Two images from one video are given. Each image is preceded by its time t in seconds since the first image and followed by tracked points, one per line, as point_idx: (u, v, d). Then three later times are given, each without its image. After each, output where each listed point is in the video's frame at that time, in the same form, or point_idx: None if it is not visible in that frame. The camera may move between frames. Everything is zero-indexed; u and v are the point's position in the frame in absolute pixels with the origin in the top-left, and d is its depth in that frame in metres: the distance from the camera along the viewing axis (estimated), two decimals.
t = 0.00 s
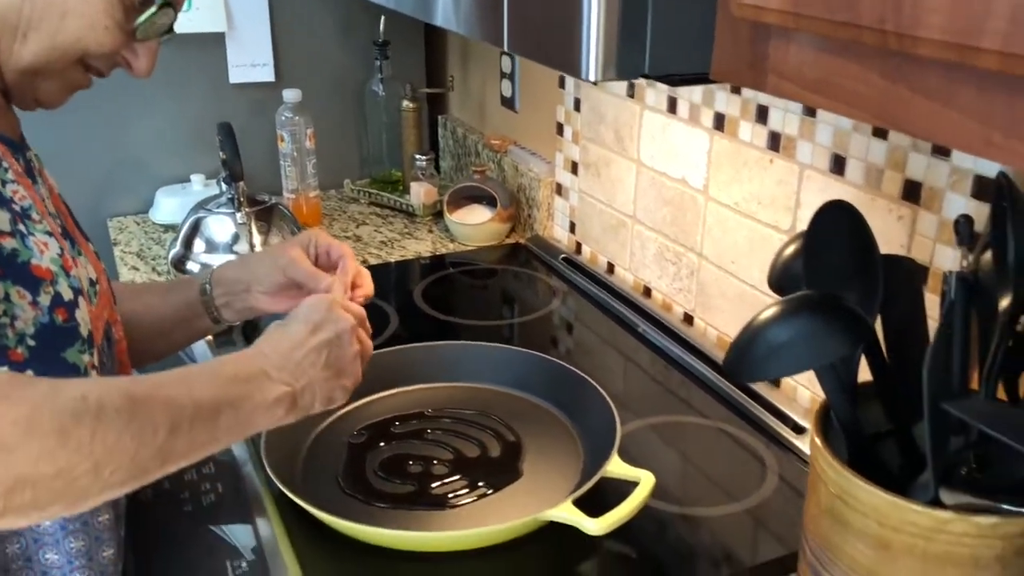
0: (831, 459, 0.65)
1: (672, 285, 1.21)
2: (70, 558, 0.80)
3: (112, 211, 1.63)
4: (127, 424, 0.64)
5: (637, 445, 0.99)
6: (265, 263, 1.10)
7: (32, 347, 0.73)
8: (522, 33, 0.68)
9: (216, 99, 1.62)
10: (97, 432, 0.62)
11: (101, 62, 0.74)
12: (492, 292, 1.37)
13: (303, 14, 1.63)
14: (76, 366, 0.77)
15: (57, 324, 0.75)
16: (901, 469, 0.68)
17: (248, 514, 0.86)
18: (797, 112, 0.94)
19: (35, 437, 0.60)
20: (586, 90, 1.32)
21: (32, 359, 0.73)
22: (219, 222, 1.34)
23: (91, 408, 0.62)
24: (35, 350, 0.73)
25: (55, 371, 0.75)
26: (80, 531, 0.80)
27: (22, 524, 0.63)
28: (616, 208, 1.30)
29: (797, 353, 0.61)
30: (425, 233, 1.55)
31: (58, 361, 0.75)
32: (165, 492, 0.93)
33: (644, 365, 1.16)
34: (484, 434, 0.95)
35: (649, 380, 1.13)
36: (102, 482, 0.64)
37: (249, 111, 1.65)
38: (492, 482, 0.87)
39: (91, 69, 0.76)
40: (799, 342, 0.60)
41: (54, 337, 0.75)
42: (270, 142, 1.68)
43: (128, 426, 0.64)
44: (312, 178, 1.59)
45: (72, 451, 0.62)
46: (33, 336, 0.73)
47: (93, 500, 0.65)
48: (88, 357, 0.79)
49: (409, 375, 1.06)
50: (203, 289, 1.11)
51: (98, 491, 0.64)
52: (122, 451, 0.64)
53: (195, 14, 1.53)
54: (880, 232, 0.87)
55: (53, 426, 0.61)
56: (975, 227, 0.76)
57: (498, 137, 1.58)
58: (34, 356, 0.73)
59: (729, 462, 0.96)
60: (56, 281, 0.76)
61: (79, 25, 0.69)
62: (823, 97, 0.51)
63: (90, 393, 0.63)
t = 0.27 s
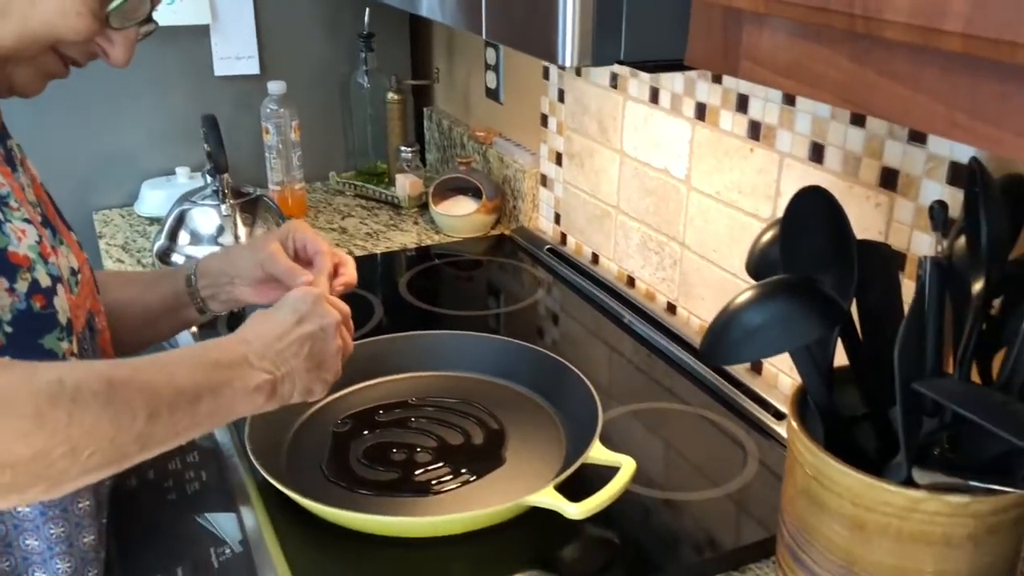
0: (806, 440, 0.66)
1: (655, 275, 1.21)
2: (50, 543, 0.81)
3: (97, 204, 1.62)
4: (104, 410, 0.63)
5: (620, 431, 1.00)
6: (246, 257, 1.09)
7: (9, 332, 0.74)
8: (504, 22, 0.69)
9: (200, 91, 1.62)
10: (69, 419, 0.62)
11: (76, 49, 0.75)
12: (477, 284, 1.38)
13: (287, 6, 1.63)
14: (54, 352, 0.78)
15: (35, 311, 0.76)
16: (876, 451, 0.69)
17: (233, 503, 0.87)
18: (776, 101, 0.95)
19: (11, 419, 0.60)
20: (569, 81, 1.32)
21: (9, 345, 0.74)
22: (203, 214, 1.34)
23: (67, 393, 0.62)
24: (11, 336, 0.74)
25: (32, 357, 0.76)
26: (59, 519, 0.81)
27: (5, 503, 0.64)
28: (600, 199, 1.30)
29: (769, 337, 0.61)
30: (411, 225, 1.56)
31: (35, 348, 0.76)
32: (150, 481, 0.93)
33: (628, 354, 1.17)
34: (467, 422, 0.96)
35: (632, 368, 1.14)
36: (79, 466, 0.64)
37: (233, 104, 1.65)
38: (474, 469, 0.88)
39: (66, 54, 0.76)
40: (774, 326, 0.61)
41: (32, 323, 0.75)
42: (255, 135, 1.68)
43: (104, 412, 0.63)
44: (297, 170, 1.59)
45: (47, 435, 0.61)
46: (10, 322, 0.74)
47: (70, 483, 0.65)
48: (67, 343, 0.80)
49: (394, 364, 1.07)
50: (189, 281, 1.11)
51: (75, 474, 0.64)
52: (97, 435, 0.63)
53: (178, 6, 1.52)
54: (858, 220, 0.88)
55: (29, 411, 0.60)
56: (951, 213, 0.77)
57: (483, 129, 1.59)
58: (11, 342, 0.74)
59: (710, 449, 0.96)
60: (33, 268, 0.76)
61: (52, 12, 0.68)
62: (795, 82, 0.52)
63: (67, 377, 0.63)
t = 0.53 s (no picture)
0: (793, 429, 0.66)
1: (646, 269, 1.22)
2: (46, 540, 0.81)
3: (89, 199, 1.62)
4: (74, 448, 0.63)
5: (611, 423, 1.01)
6: (240, 237, 1.09)
7: (3, 330, 0.74)
8: (495, 18, 0.73)
9: (192, 86, 1.62)
10: (42, 450, 0.62)
11: (64, 37, 0.75)
12: (470, 278, 1.38)
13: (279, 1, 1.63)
14: (48, 350, 0.78)
15: (26, 308, 0.75)
16: (864, 441, 0.70)
17: (224, 497, 0.88)
18: (765, 94, 0.95)
19: None
20: (561, 75, 1.33)
21: (3, 343, 0.74)
22: (196, 209, 1.35)
23: (37, 431, 0.62)
24: (4, 333, 0.74)
25: (26, 355, 0.76)
26: (58, 515, 0.80)
27: None
28: (591, 193, 1.31)
29: (753, 330, 0.62)
30: (404, 220, 1.56)
31: (28, 346, 0.76)
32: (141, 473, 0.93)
33: (619, 347, 1.17)
34: (458, 414, 0.97)
35: (624, 361, 1.14)
36: (47, 494, 0.64)
37: (226, 99, 1.65)
38: (465, 460, 0.88)
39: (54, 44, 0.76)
40: (760, 315, 0.62)
41: (24, 321, 0.75)
42: (247, 129, 1.69)
43: (73, 451, 0.63)
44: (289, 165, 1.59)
45: (15, 468, 0.61)
46: (3, 320, 0.73)
47: (44, 504, 0.65)
48: (59, 340, 0.79)
49: (386, 358, 1.07)
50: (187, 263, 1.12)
51: (46, 497, 0.65)
52: (70, 462, 0.63)
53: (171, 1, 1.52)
54: (846, 212, 0.88)
55: None
56: (937, 204, 0.78)
57: (475, 124, 1.59)
58: (5, 340, 0.74)
59: (700, 440, 0.97)
60: (25, 265, 0.76)
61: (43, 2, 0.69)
62: (778, 72, 0.52)
63: (40, 415, 0.62)
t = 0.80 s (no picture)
0: (787, 420, 0.67)
1: (644, 265, 1.23)
2: (47, 536, 0.81)
3: (89, 198, 1.63)
4: (61, 439, 0.64)
5: (608, 417, 1.01)
6: (248, 228, 1.10)
7: (3, 332, 0.75)
8: (494, 14, 0.74)
9: (191, 85, 1.63)
10: (31, 443, 0.63)
11: (66, 32, 0.76)
12: (469, 275, 1.39)
13: None
14: (48, 350, 0.78)
15: (25, 310, 0.76)
16: (858, 433, 0.71)
17: (224, 490, 0.88)
18: (761, 91, 0.96)
19: None
20: (558, 73, 1.34)
21: (3, 347, 0.75)
22: (196, 207, 1.35)
23: (25, 427, 0.62)
24: (4, 334, 0.75)
25: (25, 356, 0.76)
26: (56, 512, 0.80)
27: None
28: (589, 190, 1.32)
29: (745, 322, 0.63)
30: (403, 218, 1.57)
31: (26, 350, 0.76)
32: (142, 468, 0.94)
33: (617, 343, 1.18)
34: (457, 409, 0.97)
35: (622, 357, 1.15)
36: (42, 489, 0.65)
37: (225, 97, 1.66)
38: (464, 454, 0.89)
39: (54, 40, 0.77)
40: (756, 307, 0.63)
41: (23, 321, 0.76)
42: (247, 128, 1.69)
43: (60, 444, 0.64)
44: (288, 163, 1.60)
45: (8, 465, 0.62)
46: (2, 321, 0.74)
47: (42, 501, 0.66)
48: (59, 340, 0.80)
49: (385, 353, 1.08)
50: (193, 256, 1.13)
51: (41, 494, 0.66)
52: (63, 452, 0.64)
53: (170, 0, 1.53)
54: (842, 207, 0.89)
55: None
56: (931, 199, 0.78)
57: (474, 122, 1.60)
58: (5, 342, 0.75)
59: (697, 435, 0.98)
60: (24, 266, 0.77)
61: None
62: (772, 66, 0.53)
63: (27, 413, 0.63)
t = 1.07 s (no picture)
0: (785, 418, 0.67)
1: (644, 265, 1.23)
2: (49, 537, 0.81)
3: (91, 200, 1.64)
4: (84, 431, 0.64)
5: (608, 416, 1.02)
6: (245, 223, 1.11)
7: (3, 333, 0.75)
8: (494, 14, 0.74)
9: (193, 86, 1.63)
10: (56, 438, 0.63)
11: (65, 33, 0.76)
12: (470, 276, 1.39)
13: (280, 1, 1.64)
14: (48, 351, 0.79)
15: (26, 310, 0.77)
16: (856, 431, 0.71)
17: (225, 490, 0.88)
18: (760, 91, 0.97)
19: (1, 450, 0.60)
20: (559, 74, 1.34)
21: (3, 347, 0.76)
22: (198, 207, 1.36)
23: (49, 422, 0.63)
24: (5, 335, 0.76)
25: (24, 356, 0.77)
26: (58, 512, 0.81)
27: None
28: (590, 191, 1.32)
29: (741, 319, 0.63)
30: (404, 219, 1.57)
31: (28, 348, 0.77)
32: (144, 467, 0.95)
33: (618, 343, 1.18)
34: (457, 408, 0.98)
35: (622, 357, 1.15)
36: (67, 484, 0.65)
37: (227, 99, 1.67)
38: (464, 453, 0.89)
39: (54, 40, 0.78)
40: (752, 304, 0.63)
41: (24, 322, 0.77)
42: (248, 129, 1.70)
43: (84, 435, 0.64)
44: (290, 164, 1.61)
45: (34, 460, 0.62)
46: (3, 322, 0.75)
47: (62, 500, 0.67)
48: (60, 340, 0.81)
49: (386, 353, 1.08)
50: (190, 254, 1.13)
51: (64, 492, 0.66)
52: (82, 447, 0.64)
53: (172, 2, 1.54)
54: (840, 206, 0.89)
55: (15, 437, 0.61)
56: (929, 198, 0.79)
57: (475, 123, 1.61)
58: (5, 343, 0.76)
59: (697, 434, 0.98)
60: (26, 267, 0.77)
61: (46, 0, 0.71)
62: (767, 65, 0.54)
63: (49, 411, 0.64)
